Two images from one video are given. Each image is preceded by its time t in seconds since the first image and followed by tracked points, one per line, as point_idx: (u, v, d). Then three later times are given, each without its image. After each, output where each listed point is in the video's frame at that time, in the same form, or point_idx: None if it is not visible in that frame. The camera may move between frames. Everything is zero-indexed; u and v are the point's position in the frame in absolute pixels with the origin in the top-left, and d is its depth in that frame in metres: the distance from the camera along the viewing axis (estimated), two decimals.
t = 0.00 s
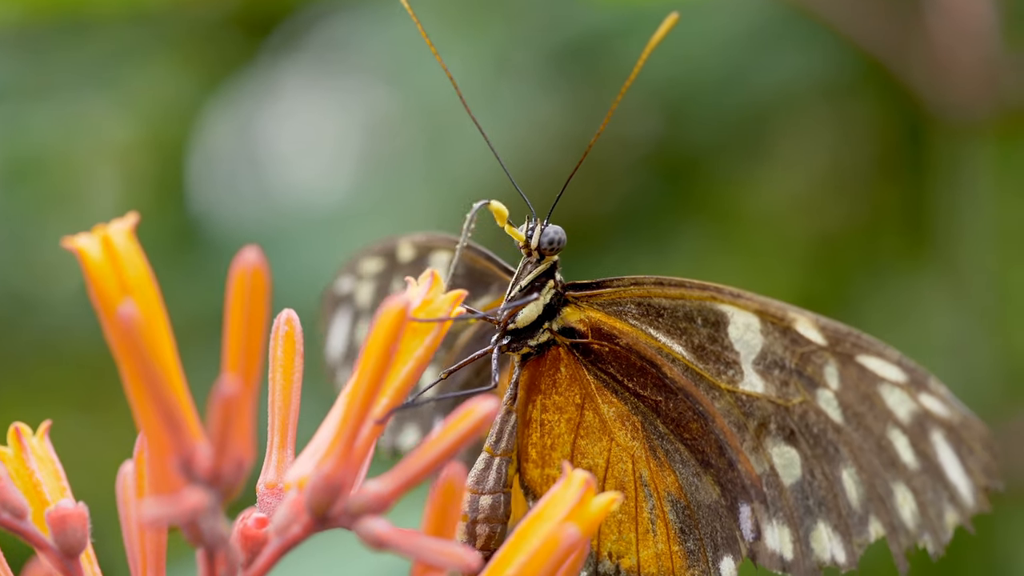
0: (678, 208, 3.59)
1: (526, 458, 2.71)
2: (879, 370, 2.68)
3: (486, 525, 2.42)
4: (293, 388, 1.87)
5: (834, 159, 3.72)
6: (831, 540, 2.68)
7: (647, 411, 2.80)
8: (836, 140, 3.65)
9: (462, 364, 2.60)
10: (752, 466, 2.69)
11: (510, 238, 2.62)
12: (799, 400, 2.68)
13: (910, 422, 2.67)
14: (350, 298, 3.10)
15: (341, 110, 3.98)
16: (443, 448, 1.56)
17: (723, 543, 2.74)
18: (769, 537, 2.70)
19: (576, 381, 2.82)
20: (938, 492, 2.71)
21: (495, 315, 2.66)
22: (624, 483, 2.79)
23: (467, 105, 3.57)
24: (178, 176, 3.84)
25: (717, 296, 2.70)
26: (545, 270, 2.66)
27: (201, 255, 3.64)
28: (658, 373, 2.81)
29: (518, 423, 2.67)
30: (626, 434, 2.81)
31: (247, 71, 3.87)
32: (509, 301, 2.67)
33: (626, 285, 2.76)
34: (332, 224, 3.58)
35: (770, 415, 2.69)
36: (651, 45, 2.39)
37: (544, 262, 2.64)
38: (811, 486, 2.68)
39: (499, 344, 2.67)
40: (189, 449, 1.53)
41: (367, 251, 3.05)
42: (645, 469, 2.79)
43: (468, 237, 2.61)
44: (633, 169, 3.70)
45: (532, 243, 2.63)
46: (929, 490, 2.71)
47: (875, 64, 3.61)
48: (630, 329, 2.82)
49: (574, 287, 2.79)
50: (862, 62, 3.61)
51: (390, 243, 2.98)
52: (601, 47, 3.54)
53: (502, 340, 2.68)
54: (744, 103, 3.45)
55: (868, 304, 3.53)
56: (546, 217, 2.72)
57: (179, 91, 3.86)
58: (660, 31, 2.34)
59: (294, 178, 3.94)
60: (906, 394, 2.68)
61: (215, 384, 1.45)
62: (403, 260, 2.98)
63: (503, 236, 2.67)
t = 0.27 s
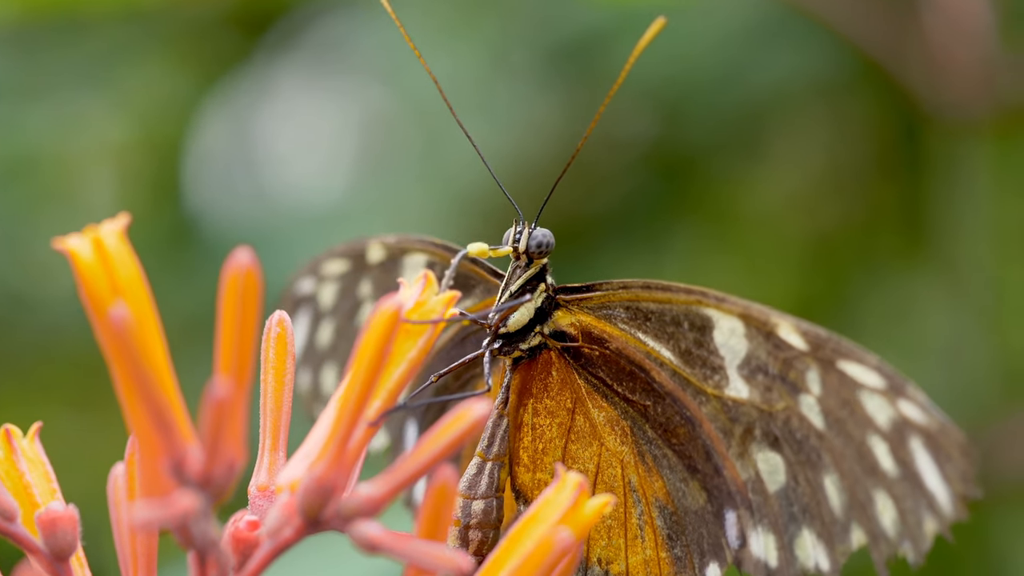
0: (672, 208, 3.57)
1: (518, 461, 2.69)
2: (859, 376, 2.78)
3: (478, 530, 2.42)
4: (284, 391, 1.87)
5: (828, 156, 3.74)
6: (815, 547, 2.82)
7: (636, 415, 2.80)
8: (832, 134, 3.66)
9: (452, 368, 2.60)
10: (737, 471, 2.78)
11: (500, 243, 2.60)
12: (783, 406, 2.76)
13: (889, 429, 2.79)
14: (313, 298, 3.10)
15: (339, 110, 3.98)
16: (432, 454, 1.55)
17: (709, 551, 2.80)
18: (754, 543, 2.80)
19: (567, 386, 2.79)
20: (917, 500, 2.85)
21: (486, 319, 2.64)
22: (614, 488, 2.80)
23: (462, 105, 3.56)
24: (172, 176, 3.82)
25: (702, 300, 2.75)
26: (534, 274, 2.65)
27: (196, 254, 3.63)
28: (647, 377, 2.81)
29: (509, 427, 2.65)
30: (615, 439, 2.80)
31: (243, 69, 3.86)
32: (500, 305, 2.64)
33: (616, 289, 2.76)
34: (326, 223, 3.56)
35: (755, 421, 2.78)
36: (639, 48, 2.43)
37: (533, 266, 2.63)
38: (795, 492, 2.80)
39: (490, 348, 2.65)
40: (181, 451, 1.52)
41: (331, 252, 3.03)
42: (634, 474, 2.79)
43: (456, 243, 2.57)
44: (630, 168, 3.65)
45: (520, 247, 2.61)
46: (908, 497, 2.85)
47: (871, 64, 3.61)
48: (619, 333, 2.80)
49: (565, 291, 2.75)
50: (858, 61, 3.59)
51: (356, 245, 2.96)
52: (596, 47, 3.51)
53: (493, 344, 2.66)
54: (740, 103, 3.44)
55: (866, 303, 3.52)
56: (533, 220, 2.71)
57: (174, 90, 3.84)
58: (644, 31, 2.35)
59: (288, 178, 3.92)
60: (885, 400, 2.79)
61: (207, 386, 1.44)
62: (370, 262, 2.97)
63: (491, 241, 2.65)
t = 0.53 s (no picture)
0: (666, 205, 3.55)
1: (512, 460, 2.70)
2: (844, 363, 2.79)
3: (472, 527, 2.40)
4: (275, 390, 1.87)
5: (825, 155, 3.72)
6: (804, 539, 2.85)
7: (628, 411, 2.81)
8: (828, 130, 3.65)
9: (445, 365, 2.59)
10: (727, 465, 2.83)
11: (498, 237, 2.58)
12: (771, 396, 2.80)
13: (874, 416, 2.81)
14: (292, 309, 3.10)
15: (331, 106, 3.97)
16: (424, 452, 1.55)
17: (699, 547, 2.84)
18: (742, 538, 2.85)
19: (561, 382, 2.80)
20: (901, 487, 2.87)
21: (481, 314, 2.62)
22: (607, 486, 2.81)
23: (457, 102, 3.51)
24: (167, 172, 3.81)
25: (693, 291, 2.75)
26: (531, 270, 2.63)
27: (191, 252, 3.62)
28: (639, 372, 2.84)
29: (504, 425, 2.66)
30: (609, 436, 2.81)
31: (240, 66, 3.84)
32: (495, 299, 2.62)
33: (610, 284, 2.77)
34: (322, 221, 3.55)
35: (744, 412, 2.81)
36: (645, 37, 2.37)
37: (531, 261, 2.61)
38: (783, 485, 2.84)
39: (484, 344, 2.64)
40: (169, 452, 1.52)
41: (312, 261, 3.05)
42: (627, 471, 2.81)
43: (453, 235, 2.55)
44: (628, 167, 3.65)
45: (519, 242, 2.59)
46: (893, 485, 2.87)
47: (867, 61, 3.62)
48: (612, 328, 2.82)
49: (560, 286, 2.76)
50: (854, 58, 3.59)
51: (338, 253, 3.01)
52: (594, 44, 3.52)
53: (487, 339, 2.65)
54: (737, 100, 3.42)
55: (863, 300, 3.52)
56: (533, 217, 2.69)
57: (169, 88, 3.85)
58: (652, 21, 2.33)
59: (286, 176, 3.94)
60: (869, 386, 2.80)
61: (195, 387, 1.43)
62: (354, 268, 3.01)
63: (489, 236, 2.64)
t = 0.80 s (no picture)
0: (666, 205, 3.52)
1: (504, 462, 2.68)
2: (827, 371, 2.80)
3: (465, 531, 2.40)
4: (270, 391, 1.87)
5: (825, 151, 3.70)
6: (788, 546, 2.88)
7: (618, 415, 2.82)
8: (827, 128, 3.64)
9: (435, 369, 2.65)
10: (714, 470, 2.84)
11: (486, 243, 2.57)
12: (756, 403, 2.82)
13: (856, 425, 2.82)
14: (259, 305, 3.04)
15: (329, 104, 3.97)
16: (422, 453, 1.55)
17: (687, 552, 2.85)
18: (729, 544, 2.87)
19: (552, 386, 2.81)
20: (883, 496, 2.88)
21: (473, 318, 2.63)
22: (596, 488, 2.82)
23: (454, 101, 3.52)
24: (167, 171, 3.82)
25: (680, 297, 2.77)
26: (520, 273, 2.63)
27: (188, 252, 3.62)
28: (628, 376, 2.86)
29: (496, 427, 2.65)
30: (598, 440, 2.82)
31: (236, 65, 3.83)
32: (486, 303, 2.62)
33: (600, 287, 2.79)
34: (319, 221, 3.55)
35: (730, 418, 2.83)
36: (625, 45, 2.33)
37: (518, 264, 2.61)
38: (768, 492, 2.87)
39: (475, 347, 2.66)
40: (164, 454, 1.51)
41: (283, 258, 3.01)
42: (615, 474, 2.83)
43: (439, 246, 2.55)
44: (625, 165, 3.63)
45: (506, 246, 2.58)
46: (875, 494, 2.88)
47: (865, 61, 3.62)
48: (602, 331, 2.85)
49: (551, 289, 2.77)
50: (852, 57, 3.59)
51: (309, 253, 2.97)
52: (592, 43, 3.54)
53: (479, 342, 2.67)
54: (735, 98, 3.41)
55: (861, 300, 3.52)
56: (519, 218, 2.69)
57: (166, 85, 3.83)
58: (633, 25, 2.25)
59: (285, 175, 3.95)
60: (852, 395, 2.80)
61: (190, 389, 1.43)
62: (327, 266, 2.97)
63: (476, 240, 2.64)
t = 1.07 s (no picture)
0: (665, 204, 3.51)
1: (497, 460, 2.69)
2: (836, 369, 2.77)
3: (458, 530, 2.46)
4: (264, 388, 1.88)
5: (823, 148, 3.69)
6: (794, 544, 2.88)
7: (615, 413, 2.81)
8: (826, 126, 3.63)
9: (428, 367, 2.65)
10: (717, 469, 2.82)
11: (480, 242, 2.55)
12: (761, 401, 2.80)
13: (866, 423, 2.79)
14: (274, 297, 3.10)
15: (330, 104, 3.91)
16: (413, 453, 1.55)
17: (688, 550, 2.82)
18: (732, 541, 2.86)
19: (547, 383, 2.81)
20: (894, 495, 2.86)
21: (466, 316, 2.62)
22: (593, 487, 2.80)
23: (452, 99, 3.51)
24: (166, 168, 3.83)
25: (680, 295, 2.74)
26: (514, 270, 2.62)
27: (184, 250, 3.61)
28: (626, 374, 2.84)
29: (489, 425, 2.66)
30: (594, 438, 2.81)
31: (234, 63, 3.83)
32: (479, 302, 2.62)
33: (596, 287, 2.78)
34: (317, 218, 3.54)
35: (733, 416, 2.82)
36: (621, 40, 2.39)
37: (512, 262, 2.60)
38: (774, 489, 2.85)
39: (469, 346, 2.64)
40: (157, 451, 1.50)
41: (295, 250, 3.03)
42: (613, 472, 2.81)
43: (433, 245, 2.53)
44: (626, 162, 3.61)
45: (500, 244, 2.57)
46: (885, 492, 2.86)
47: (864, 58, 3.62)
48: (598, 329, 2.85)
49: (545, 287, 2.78)
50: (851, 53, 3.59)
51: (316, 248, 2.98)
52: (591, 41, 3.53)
53: (472, 340, 2.66)
54: (734, 95, 3.40)
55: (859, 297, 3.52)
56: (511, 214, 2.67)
57: (164, 83, 3.85)
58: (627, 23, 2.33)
59: (280, 172, 3.88)
60: (862, 394, 2.77)
61: (184, 385, 1.43)
62: (336, 259, 2.96)
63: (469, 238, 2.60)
